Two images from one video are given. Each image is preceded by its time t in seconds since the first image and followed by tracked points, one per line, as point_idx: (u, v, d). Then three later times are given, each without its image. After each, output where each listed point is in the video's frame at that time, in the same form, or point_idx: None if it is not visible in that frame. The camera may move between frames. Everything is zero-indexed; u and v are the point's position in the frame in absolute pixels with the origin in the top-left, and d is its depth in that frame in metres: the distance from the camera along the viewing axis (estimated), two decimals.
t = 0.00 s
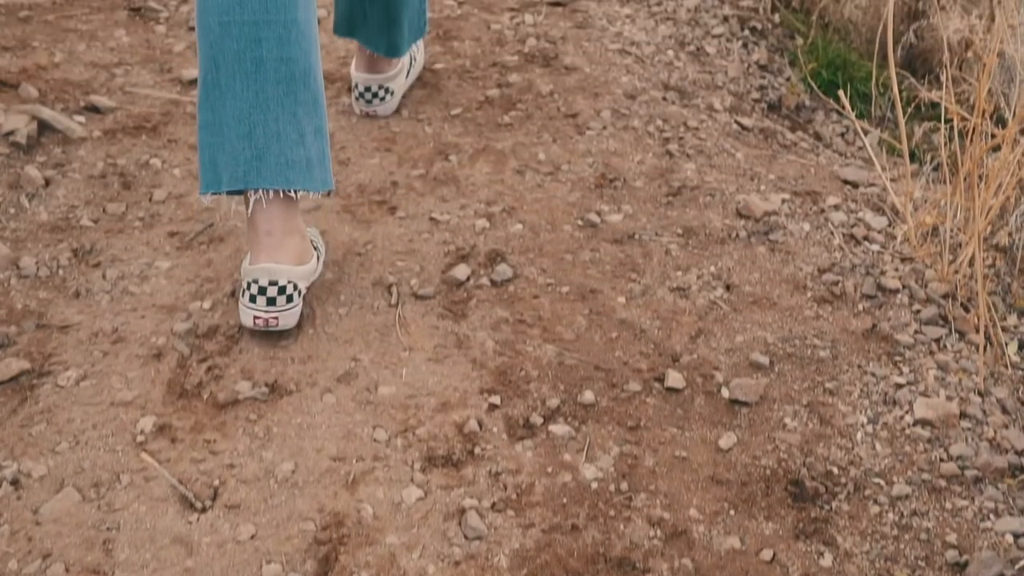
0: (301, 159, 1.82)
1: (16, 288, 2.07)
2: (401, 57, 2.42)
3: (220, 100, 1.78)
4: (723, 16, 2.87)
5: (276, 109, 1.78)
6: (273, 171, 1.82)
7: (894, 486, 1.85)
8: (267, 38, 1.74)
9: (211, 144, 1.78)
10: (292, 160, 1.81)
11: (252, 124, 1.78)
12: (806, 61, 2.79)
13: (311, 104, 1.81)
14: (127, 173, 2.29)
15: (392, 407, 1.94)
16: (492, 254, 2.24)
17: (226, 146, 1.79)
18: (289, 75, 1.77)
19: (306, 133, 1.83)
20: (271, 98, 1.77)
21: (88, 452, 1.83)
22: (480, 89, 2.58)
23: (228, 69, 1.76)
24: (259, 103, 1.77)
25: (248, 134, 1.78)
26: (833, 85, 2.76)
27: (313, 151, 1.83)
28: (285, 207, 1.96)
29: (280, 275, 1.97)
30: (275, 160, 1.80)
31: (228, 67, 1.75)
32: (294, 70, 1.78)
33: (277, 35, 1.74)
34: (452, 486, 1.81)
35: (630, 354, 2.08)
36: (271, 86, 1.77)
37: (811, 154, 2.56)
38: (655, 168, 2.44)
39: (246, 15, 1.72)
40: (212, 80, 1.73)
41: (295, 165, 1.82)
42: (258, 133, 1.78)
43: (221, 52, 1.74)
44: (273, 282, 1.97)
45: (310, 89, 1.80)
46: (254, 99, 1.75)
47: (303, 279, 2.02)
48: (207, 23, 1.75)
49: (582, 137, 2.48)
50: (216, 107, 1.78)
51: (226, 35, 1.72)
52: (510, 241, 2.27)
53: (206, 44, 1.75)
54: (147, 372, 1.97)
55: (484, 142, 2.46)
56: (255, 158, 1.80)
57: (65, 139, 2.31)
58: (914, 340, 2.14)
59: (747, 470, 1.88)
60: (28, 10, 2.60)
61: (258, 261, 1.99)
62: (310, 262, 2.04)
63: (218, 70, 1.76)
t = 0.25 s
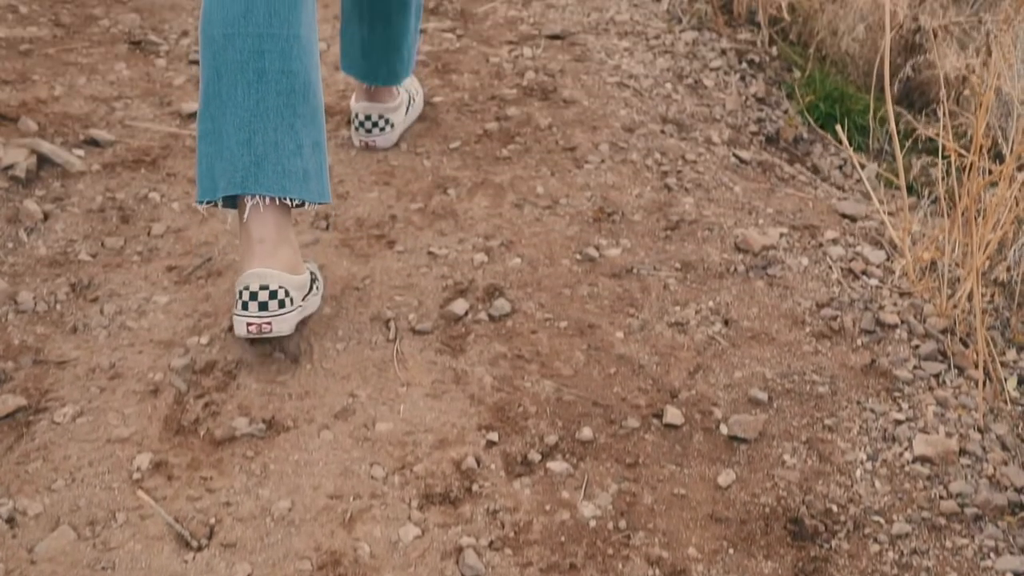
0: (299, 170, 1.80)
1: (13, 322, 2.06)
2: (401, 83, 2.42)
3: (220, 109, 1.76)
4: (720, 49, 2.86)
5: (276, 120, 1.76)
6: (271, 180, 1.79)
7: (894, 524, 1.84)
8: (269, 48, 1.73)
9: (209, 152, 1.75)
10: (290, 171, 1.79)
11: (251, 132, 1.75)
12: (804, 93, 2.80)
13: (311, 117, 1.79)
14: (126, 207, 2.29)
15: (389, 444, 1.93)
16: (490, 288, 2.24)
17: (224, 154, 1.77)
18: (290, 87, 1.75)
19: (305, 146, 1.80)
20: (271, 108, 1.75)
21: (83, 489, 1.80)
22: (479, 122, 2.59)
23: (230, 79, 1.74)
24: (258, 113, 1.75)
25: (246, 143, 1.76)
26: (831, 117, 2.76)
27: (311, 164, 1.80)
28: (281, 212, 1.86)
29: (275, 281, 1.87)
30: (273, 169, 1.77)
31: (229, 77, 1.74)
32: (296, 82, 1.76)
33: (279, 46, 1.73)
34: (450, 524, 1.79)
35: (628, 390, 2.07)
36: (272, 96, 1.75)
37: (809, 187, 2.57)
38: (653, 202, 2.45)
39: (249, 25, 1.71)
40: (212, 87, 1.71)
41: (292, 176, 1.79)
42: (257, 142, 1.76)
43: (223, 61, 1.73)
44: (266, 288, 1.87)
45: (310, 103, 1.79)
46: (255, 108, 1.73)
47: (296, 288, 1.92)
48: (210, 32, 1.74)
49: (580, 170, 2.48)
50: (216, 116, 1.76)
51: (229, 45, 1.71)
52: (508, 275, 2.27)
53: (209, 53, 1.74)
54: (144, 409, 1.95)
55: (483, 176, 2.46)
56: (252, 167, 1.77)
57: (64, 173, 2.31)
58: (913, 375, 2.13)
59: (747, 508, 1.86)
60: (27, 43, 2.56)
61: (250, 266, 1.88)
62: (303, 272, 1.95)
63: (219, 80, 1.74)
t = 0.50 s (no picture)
0: (299, 171, 1.82)
1: (10, 357, 2.05)
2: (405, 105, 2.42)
3: (223, 109, 1.79)
4: (718, 83, 2.85)
5: (279, 120, 1.79)
6: (272, 177, 1.80)
7: (895, 563, 1.82)
8: (274, 49, 1.78)
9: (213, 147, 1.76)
10: (290, 170, 1.81)
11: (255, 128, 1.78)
12: (802, 125, 2.80)
13: (312, 122, 1.83)
14: (125, 241, 2.28)
15: (386, 481, 1.90)
16: (488, 323, 2.23)
17: (226, 149, 1.78)
18: (294, 88, 1.80)
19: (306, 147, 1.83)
20: (274, 106, 1.78)
21: (78, 528, 1.77)
22: (477, 156, 2.59)
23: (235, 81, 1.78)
24: (262, 111, 1.78)
25: (250, 139, 1.78)
26: (829, 151, 2.76)
27: (311, 165, 1.83)
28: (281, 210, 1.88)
29: (274, 265, 1.85)
30: (275, 165, 1.79)
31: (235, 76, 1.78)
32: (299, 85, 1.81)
33: (284, 49, 1.78)
34: (447, 563, 1.77)
35: (626, 427, 2.06)
36: (276, 95, 1.78)
37: (807, 221, 2.57)
38: (651, 236, 2.45)
39: (256, 27, 1.76)
40: (219, 84, 1.75)
41: (293, 174, 1.81)
42: (260, 139, 1.78)
43: (229, 61, 1.77)
44: (266, 270, 1.84)
45: (312, 106, 1.83)
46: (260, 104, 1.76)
47: (293, 284, 1.90)
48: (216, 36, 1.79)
49: (578, 205, 2.49)
50: (220, 114, 1.78)
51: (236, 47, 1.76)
52: (506, 310, 2.27)
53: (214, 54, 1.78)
54: (141, 446, 1.92)
55: (481, 210, 2.47)
56: (255, 163, 1.79)
57: (64, 207, 2.31)
58: (912, 412, 2.13)
59: (745, 547, 1.84)
60: (28, 77, 2.54)
61: (246, 260, 1.86)
62: (296, 278, 1.93)
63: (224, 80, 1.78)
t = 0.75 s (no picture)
0: (302, 165, 1.79)
1: (6, 393, 2.03)
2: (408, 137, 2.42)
3: (228, 103, 1.75)
4: (716, 115, 2.86)
5: (284, 115, 1.76)
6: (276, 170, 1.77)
7: None
8: (280, 46, 1.75)
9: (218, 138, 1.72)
10: (295, 164, 1.78)
11: (261, 121, 1.74)
12: (800, 159, 2.80)
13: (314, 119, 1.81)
14: (123, 275, 2.28)
15: (382, 519, 1.88)
16: (486, 358, 2.22)
17: (232, 141, 1.74)
18: (298, 85, 1.78)
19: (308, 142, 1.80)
20: (280, 101, 1.75)
21: (73, 567, 1.75)
22: (476, 189, 2.60)
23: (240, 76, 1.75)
24: (268, 105, 1.75)
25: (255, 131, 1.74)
26: (826, 185, 2.76)
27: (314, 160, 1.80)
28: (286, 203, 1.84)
29: (273, 230, 1.78)
30: (280, 157, 1.75)
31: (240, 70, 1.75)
32: (302, 81, 1.78)
33: (290, 47, 1.76)
34: None
35: (624, 463, 2.03)
36: (281, 91, 1.76)
37: (804, 254, 2.57)
38: (649, 270, 2.45)
39: (263, 24, 1.73)
40: (225, 77, 1.71)
41: (297, 168, 1.78)
42: (265, 131, 1.75)
43: (234, 56, 1.73)
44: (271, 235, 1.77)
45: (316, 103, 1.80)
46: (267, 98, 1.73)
47: (293, 255, 1.82)
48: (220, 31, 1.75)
49: (576, 239, 2.49)
50: (224, 107, 1.74)
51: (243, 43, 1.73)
52: (504, 345, 2.26)
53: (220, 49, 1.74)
54: (137, 483, 1.90)
55: (479, 244, 2.47)
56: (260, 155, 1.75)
57: (62, 241, 2.30)
58: (911, 449, 2.11)
59: None
60: (27, 110, 2.53)
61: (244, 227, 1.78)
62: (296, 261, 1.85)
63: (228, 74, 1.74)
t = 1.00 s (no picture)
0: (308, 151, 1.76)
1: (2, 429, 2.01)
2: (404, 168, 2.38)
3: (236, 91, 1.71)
4: (713, 148, 2.86)
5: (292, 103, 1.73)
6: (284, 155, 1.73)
7: None
8: (288, 38, 1.72)
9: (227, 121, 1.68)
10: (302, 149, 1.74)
11: (268, 106, 1.71)
12: (797, 191, 2.80)
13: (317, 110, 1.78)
14: (120, 309, 2.28)
15: (378, 557, 1.85)
16: (483, 394, 2.21)
17: (240, 126, 1.70)
18: (303, 80, 1.75)
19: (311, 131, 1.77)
20: (286, 92, 1.73)
21: None
22: (474, 222, 2.60)
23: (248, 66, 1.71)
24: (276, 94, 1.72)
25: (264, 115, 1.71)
26: (824, 218, 2.77)
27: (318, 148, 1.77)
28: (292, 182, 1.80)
29: (279, 190, 1.71)
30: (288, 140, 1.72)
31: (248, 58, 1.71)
32: (307, 74, 1.76)
33: (297, 40, 1.73)
34: None
35: (622, 500, 2.01)
36: (288, 84, 1.73)
37: (802, 287, 2.57)
38: (647, 304, 2.45)
39: (272, 21, 1.71)
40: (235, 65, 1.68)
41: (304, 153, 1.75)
42: (274, 116, 1.71)
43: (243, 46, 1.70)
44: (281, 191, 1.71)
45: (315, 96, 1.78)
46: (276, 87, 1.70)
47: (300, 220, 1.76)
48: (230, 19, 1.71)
49: (574, 272, 2.49)
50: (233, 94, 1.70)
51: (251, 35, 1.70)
52: (502, 380, 2.24)
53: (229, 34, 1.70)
54: (131, 521, 1.87)
55: (477, 277, 2.47)
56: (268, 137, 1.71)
57: (60, 274, 2.30)
58: (909, 485, 2.10)
59: None
60: (27, 143, 2.54)
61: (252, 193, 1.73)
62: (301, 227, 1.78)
63: (235, 64, 1.71)
